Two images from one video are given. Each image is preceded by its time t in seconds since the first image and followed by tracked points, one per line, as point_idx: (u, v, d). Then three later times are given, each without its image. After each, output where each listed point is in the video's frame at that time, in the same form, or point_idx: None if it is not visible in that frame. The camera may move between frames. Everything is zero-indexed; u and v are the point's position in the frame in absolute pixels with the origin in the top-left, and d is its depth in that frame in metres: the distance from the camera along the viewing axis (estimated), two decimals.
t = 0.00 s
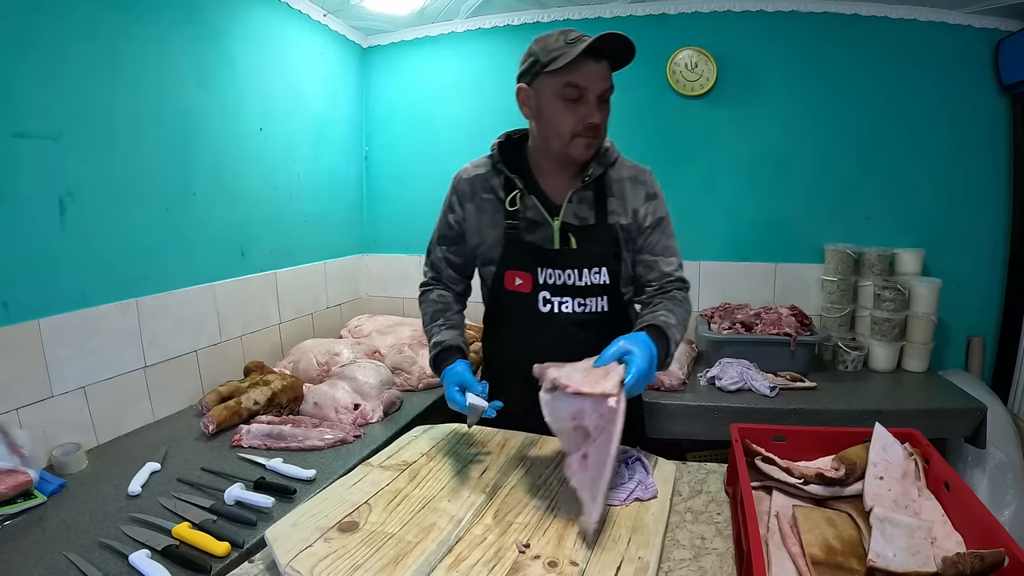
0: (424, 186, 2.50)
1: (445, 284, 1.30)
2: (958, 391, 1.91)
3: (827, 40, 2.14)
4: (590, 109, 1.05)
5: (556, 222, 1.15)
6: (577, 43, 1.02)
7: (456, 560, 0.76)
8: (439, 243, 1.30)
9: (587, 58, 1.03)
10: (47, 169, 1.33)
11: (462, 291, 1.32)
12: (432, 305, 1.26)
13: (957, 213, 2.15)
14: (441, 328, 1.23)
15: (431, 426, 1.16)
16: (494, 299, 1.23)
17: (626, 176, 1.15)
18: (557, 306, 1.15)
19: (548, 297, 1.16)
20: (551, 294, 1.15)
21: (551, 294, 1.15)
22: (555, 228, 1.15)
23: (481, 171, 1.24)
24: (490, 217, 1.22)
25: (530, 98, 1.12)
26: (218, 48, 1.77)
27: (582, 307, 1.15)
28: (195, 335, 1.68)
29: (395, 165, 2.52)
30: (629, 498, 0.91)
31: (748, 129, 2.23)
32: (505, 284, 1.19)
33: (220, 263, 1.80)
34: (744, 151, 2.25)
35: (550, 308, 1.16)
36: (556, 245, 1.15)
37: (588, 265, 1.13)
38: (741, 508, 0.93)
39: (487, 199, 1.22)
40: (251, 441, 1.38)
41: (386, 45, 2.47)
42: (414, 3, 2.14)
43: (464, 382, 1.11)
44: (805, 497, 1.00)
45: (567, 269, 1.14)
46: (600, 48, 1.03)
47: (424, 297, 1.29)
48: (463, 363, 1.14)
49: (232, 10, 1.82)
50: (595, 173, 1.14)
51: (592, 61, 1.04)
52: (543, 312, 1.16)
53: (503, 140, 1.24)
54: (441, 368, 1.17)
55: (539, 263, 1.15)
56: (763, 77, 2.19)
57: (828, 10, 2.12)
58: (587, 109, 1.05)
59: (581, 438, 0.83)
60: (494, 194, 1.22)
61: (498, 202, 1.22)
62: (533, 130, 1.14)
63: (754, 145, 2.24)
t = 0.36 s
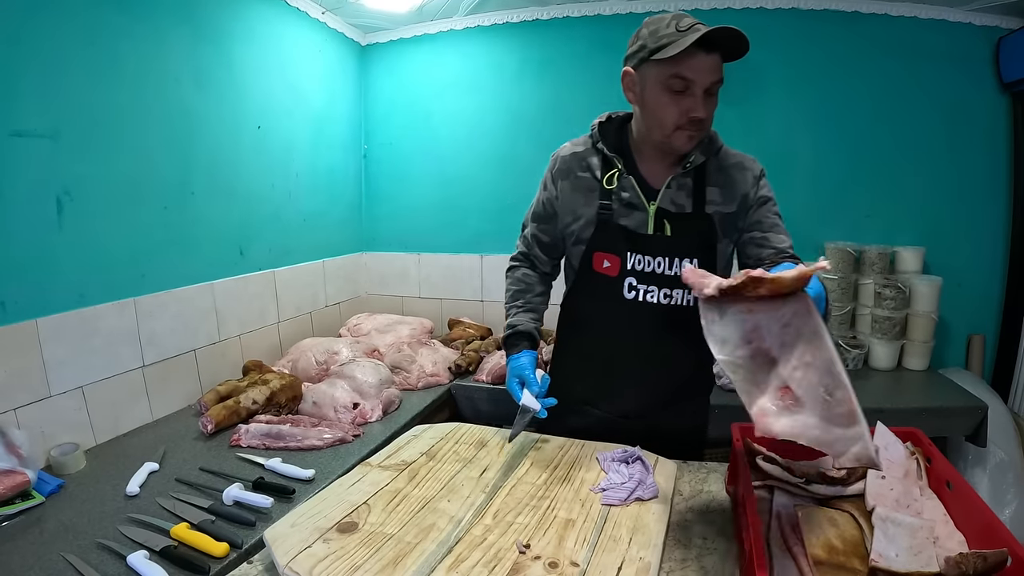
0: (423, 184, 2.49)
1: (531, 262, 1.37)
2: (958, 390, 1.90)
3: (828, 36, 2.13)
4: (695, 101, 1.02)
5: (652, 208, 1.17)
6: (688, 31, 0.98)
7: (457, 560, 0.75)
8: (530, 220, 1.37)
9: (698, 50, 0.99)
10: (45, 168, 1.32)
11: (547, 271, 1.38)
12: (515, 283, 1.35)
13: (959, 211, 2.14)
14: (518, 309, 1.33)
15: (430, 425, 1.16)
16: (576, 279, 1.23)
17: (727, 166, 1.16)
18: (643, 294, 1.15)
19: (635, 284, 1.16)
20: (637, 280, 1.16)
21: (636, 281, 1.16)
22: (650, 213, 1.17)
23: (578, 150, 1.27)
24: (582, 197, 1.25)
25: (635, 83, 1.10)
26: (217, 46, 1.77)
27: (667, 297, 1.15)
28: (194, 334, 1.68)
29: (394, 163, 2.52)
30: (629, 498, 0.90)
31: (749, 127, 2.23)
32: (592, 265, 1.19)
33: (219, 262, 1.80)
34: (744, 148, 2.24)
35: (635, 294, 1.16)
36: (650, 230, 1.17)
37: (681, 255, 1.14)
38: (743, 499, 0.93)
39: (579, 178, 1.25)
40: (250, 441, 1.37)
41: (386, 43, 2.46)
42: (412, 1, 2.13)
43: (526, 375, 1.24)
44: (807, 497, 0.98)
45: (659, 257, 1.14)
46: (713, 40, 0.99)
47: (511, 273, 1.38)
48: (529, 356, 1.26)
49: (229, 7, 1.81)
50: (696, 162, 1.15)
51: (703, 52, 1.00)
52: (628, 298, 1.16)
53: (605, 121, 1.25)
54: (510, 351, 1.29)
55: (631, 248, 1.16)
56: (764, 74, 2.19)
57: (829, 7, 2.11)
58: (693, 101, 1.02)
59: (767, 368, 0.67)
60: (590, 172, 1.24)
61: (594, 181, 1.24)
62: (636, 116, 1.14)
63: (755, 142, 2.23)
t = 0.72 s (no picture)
0: (423, 181, 2.48)
1: (559, 252, 1.37)
2: (961, 389, 1.89)
3: (832, 33, 2.11)
4: (739, 101, 1.00)
5: (687, 208, 1.16)
6: (737, 28, 0.96)
7: (457, 560, 0.75)
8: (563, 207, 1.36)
9: (746, 47, 0.97)
10: (44, 166, 1.32)
11: (575, 262, 1.37)
12: (541, 271, 1.35)
13: (963, 209, 2.13)
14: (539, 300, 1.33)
15: (430, 423, 1.15)
16: (604, 275, 1.23)
17: (769, 176, 1.14)
18: (667, 294, 1.16)
19: (663, 284, 1.16)
20: (665, 280, 1.16)
21: (664, 281, 1.16)
22: (685, 213, 1.16)
23: (619, 141, 1.25)
24: (616, 189, 1.23)
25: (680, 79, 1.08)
26: (217, 43, 1.76)
27: (694, 300, 1.15)
28: (194, 332, 1.67)
29: (395, 160, 2.51)
30: (631, 497, 0.89)
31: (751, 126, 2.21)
32: (620, 262, 1.20)
33: (218, 259, 1.79)
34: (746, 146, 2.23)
35: (661, 294, 1.16)
36: (682, 230, 1.17)
37: (710, 258, 1.13)
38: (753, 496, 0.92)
39: (615, 170, 1.24)
40: (249, 439, 1.36)
41: (386, 40, 2.45)
42: None
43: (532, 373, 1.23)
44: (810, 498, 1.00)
45: (689, 258, 1.14)
46: (761, 36, 0.96)
47: (539, 259, 1.38)
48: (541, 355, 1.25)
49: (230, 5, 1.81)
50: (738, 166, 1.12)
51: (750, 50, 0.97)
52: (654, 298, 1.17)
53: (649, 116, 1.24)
54: (524, 344, 1.29)
55: (660, 248, 1.16)
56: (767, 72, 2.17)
57: (832, 5, 2.10)
58: (737, 101, 1.00)
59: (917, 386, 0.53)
60: (629, 165, 1.23)
61: (631, 175, 1.22)
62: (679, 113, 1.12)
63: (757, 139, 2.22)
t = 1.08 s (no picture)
0: (424, 180, 2.47)
1: (564, 260, 1.25)
2: (963, 389, 1.88)
3: (835, 32, 2.10)
4: (742, 95, 0.99)
5: (692, 203, 1.15)
6: (741, 23, 0.96)
7: (459, 560, 0.74)
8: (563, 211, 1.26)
9: (749, 42, 0.97)
10: (44, 163, 1.31)
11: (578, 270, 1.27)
12: (549, 282, 1.21)
13: (966, 209, 2.12)
14: (555, 313, 1.17)
15: (432, 422, 1.14)
16: (606, 275, 1.21)
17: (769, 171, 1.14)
18: (673, 292, 1.15)
19: (668, 283, 1.15)
20: (670, 278, 1.15)
21: (669, 280, 1.15)
22: (689, 209, 1.15)
23: (619, 139, 1.22)
24: (620, 186, 1.19)
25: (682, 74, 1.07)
26: (218, 41, 1.75)
27: (700, 297, 1.14)
28: (194, 330, 1.67)
29: (396, 158, 2.50)
30: (634, 497, 0.89)
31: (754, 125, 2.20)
32: (624, 261, 1.18)
33: (219, 257, 1.79)
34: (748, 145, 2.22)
35: (667, 292, 1.15)
36: (686, 226, 1.15)
37: (714, 254, 1.13)
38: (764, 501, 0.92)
39: (619, 166, 1.20)
40: (250, 437, 1.36)
41: (387, 38, 2.44)
42: None
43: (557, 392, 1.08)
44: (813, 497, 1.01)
45: (693, 255, 1.14)
46: (765, 30, 0.96)
47: (541, 270, 1.24)
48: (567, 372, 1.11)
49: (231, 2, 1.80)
50: (738, 161, 1.12)
51: (753, 45, 0.97)
52: (659, 296, 1.15)
53: (649, 113, 1.22)
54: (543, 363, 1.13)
55: (664, 246, 1.15)
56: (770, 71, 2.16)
57: (835, 4, 2.09)
58: (740, 95, 0.99)
59: None
60: (631, 162, 1.19)
61: (634, 171, 1.19)
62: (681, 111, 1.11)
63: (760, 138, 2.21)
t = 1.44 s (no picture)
0: (423, 179, 2.47)
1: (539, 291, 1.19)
2: (963, 391, 1.88)
3: (833, 34, 2.10)
4: (695, 88, 1.05)
5: (661, 197, 1.17)
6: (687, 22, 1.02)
7: (459, 561, 0.74)
8: (529, 235, 1.19)
9: (698, 38, 1.03)
10: (43, 161, 1.31)
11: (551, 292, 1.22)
12: (529, 318, 1.15)
13: (964, 210, 2.12)
14: (538, 348, 1.14)
15: (431, 423, 1.13)
16: (586, 283, 1.18)
17: (721, 156, 1.22)
18: (660, 288, 1.14)
19: (653, 280, 1.14)
20: (654, 275, 1.14)
21: (654, 277, 1.14)
22: (659, 203, 1.17)
23: (574, 149, 1.20)
24: (589, 195, 1.17)
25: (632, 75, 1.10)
26: (218, 39, 1.75)
27: (685, 287, 1.15)
28: (193, 330, 1.66)
29: (395, 158, 2.50)
30: (634, 499, 0.88)
31: (753, 126, 2.20)
32: (605, 267, 1.15)
33: (217, 256, 1.78)
34: (748, 146, 2.22)
35: (654, 290, 1.14)
36: (660, 221, 1.17)
37: (690, 242, 1.15)
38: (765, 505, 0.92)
39: (582, 175, 1.18)
40: (248, 438, 1.35)
41: (387, 38, 2.44)
42: None
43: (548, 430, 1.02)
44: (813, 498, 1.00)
45: (671, 249, 1.14)
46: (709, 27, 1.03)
47: (513, 306, 1.17)
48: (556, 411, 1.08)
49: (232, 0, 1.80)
50: (692, 152, 1.19)
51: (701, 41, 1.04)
52: (647, 295, 1.14)
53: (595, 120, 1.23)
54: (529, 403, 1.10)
55: (643, 245, 1.14)
56: (769, 72, 2.16)
57: (835, 5, 2.09)
58: (694, 87, 1.05)
59: None
60: (593, 170, 1.18)
61: (598, 178, 1.18)
62: (635, 110, 1.14)
63: (759, 139, 2.21)
